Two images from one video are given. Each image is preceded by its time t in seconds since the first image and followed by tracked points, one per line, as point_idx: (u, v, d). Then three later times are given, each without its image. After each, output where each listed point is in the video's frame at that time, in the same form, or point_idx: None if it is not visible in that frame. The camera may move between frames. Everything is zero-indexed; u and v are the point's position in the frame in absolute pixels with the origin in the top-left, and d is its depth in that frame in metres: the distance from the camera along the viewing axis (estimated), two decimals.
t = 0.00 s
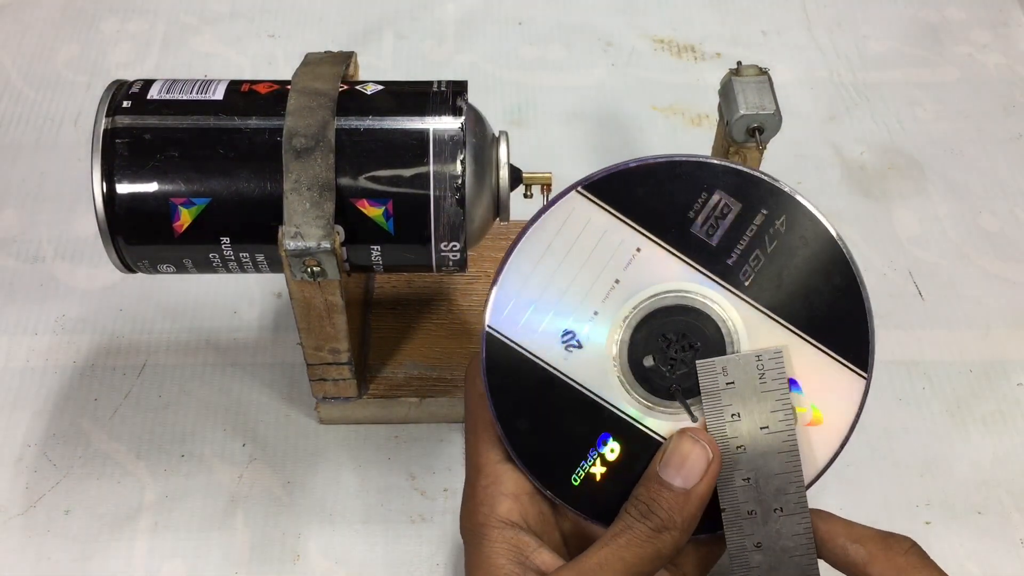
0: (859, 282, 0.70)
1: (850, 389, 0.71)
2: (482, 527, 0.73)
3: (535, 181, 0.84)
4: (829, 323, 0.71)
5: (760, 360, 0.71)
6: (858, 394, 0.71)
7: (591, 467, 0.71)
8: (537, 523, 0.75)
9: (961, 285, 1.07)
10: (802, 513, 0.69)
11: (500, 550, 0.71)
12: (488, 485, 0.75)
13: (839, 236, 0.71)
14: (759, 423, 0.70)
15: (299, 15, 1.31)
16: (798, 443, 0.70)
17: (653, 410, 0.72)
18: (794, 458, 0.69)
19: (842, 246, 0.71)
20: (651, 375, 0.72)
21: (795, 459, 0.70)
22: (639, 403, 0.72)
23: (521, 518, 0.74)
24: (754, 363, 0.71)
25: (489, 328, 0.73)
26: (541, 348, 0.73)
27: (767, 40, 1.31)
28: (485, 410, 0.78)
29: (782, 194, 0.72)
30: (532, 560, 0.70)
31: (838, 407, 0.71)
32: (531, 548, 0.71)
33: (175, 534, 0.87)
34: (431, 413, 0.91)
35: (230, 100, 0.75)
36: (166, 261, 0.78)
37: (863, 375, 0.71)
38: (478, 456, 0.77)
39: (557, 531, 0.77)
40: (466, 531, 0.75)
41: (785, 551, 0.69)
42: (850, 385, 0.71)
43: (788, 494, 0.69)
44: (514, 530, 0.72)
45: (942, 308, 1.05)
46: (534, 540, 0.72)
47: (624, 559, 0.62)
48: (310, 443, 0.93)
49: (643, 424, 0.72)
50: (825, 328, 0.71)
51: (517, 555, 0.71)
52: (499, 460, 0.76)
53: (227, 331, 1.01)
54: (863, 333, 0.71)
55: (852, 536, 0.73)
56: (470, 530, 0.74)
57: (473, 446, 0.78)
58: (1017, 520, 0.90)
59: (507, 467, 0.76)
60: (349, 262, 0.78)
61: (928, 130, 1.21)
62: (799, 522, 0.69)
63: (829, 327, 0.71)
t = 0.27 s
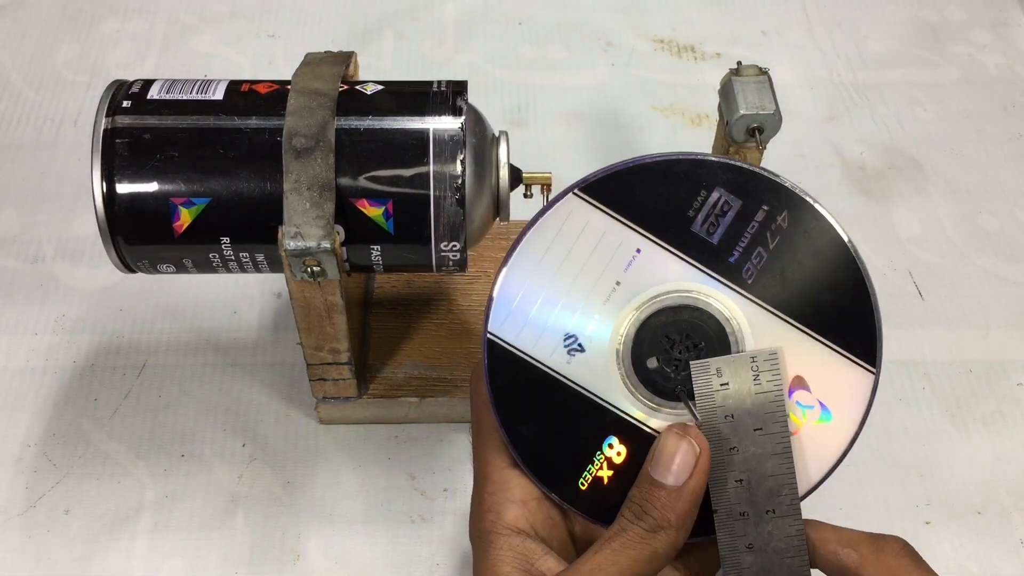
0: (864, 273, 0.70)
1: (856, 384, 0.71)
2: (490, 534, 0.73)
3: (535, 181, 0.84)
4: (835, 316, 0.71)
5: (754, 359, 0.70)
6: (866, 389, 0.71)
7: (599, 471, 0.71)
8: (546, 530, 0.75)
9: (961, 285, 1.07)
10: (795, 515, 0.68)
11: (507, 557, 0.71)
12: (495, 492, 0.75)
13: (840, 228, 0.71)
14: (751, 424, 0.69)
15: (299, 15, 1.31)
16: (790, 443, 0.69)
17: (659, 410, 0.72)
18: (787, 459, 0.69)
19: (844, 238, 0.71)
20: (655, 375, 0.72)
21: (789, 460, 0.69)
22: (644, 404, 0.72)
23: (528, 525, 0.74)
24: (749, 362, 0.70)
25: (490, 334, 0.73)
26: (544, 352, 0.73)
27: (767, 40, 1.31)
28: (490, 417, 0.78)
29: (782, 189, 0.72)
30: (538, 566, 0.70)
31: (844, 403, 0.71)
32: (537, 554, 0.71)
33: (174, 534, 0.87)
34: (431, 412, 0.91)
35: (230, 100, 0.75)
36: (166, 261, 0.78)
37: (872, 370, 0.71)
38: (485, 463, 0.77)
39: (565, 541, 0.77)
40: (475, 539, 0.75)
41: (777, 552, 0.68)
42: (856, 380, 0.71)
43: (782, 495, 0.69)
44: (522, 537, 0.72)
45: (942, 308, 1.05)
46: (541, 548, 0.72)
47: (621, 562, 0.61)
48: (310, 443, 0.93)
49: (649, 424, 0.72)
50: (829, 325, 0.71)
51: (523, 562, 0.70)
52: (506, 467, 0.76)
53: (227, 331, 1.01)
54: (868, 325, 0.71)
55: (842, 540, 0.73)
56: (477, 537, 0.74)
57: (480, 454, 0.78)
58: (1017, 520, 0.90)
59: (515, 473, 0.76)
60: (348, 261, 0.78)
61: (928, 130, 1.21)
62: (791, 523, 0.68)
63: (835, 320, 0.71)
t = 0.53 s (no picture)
0: (864, 262, 0.71)
1: (859, 374, 0.72)
2: (499, 534, 0.73)
3: (535, 181, 0.84)
4: (837, 305, 0.72)
5: (754, 357, 0.71)
6: (870, 379, 0.71)
7: (606, 467, 0.71)
8: (555, 528, 0.75)
9: (961, 285, 1.07)
10: (792, 512, 0.69)
11: (516, 557, 0.70)
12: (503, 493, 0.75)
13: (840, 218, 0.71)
14: (750, 421, 0.70)
15: (299, 15, 1.31)
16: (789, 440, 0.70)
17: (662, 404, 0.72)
18: (786, 456, 0.69)
19: (843, 227, 0.71)
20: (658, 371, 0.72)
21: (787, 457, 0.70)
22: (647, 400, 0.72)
23: (537, 525, 0.74)
24: (748, 359, 0.71)
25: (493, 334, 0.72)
26: (548, 350, 0.73)
27: (767, 40, 1.31)
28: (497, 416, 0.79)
29: (782, 179, 0.72)
30: (546, 564, 0.70)
31: (847, 393, 0.72)
32: (546, 553, 0.71)
33: (175, 534, 0.87)
34: (431, 413, 0.91)
35: (230, 100, 0.75)
36: (166, 261, 0.78)
37: (875, 358, 0.71)
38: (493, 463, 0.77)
39: (575, 542, 0.76)
40: (484, 540, 0.74)
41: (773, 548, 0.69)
42: (859, 369, 0.72)
43: (779, 493, 0.69)
44: (531, 536, 0.72)
45: (942, 308, 1.05)
46: (549, 547, 0.71)
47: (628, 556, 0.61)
48: (311, 443, 0.93)
49: (654, 418, 0.72)
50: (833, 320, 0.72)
51: (532, 561, 0.70)
52: (513, 465, 0.76)
53: (227, 331, 1.01)
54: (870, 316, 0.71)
55: (836, 537, 0.74)
56: (487, 536, 0.74)
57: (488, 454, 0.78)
58: (1017, 520, 0.90)
59: (523, 472, 0.76)
60: (348, 261, 0.78)
61: (928, 130, 1.21)
62: (789, 520, 0.69)
63: (836, 308, 0.72)
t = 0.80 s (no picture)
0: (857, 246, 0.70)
1: (857, 361, 0.71)
2: (498, 527, 0.73)
3: (535, 181, 0.84)
4: (831, 291, 0.71)
5: (749, 347, 0.70)
6: (869, 365, 0.70)
7: (604, 458, 0.71)
8: (553, 518, 0.76)
9: (961, 285, 1.07)
10: (787, 502, 0.69)
11: (516, 549, 0.71)
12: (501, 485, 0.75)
13: (830, 203, 0.71)
14: (744, 412, 0.69)
15: (299, 15, 1.31)
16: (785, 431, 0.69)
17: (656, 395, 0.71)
18: (781, 446, 0.69)
19: (834, 212, 0.71)
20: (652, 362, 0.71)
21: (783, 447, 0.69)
22: (642, 390, 0.71)
23: (536, 516, 0.74)
24: (743, 350, 0.70)
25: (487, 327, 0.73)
26: (541, 343, 0.73)
27: (767, 40, 1.31)
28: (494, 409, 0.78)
29: (772, 168, 0.71)
30: (546, 556, 0.70)
31: (846, 379, 0.71)
32: (546, 545, 0.71)
33: (175, 534, 0.87)
34: (431, 412, 0.91)
35: (230, 100, 0.75)
36: (166, 260, 0.78)
37: (873, 345, 0.70)
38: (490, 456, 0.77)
39: (576, 534, 0.77)
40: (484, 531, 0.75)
41: (768, 539, 0.69)
42: (857, 356, 0.71)
43: (773, 483, 0.69)
44: (531, 528, 0.72)
45: (942, 308, 1.05)
46: (549, 538, 0.72)
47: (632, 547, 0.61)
48: (310, 443, 0.93)
49: (646, 406, 0.71)
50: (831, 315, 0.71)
51: (532, 553, 0.70)
52: (511, 458, 0.76)
53: (227, 331, 1.01)
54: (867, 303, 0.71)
55: (823, 520, 0.73)
56: (487, 528, 0.74)
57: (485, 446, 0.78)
58: (1017, 520, 0.90)
59: (522, 464, 0.76)
60: (348, 261, 0.78)
61: (928, 130, 1.21)
62: (783, 511, 0.69)
63: (830, 294, 0.71)
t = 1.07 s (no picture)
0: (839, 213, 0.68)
1: (845, 328, 0.68)
2: (492, 507, 0.72)
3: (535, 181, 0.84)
4: (816, 258, 0.69)
5: (735, 315, 0.68)
6: (857, 332, 0.68)
7: (597, 434, 0.69)
8: (549, 499, 0.75)
9: (961, 285, 1.07)
10: (774, 468, 0.67)
11: (509, 529, 0.70)
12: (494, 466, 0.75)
13: (811, 169, 0.69)
14: (732, 377, 0.67)
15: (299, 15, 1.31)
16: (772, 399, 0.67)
17: (646, 371, 0.69)
18: (768, 414, 0.66)
19: (814, 179, 0.69)
20: (641, 337, 0.69)
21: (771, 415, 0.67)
22: (632, 366, 0.69)
23: (530, 496, 0.74)
24: (729, 318, 0.68)
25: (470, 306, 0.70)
26: (525, 321, 0.70)
27: (767, 40, 1.31)
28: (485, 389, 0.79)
29: (750, 138, 0.70)
30: (541, 534, 0.69)
31: (836, 347, 0.69)
32: (540, 523, 0.70)
33: (175, 534, 0.87)
34: (431, 413, 0.91)
35: (230, 100, 0.75)
36: (166, 260, 0.78)
37: (861, 311, 0.68)
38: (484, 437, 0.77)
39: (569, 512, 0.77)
40: (480, 515, 0.74)
41: (754, 504, 0.67)
42: (845, 323, 0.68)
43: (762, 449, 0.67)
44: (524, 507, 0.72)
45: (942, 308, 1.05)
46: (544, 517, 0.71)
47: (622, 526, 0.59)
48: (310, 443, 0.93)
49: (630, 379, 0.69)
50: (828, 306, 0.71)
51: (526, 532, 0.69)
52: (503, 438, 0.76)
53: (227, 331, 1.01)
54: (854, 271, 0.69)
55: (808, 482, 0.71)
56: (482, 511, 0.74)
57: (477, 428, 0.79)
58: (1017, 520, 0.90)
59: (513, 444, 0.76)
60: (348, 261, 0.78)
61: (928, 130, 1.21)
62: (771, 477, 0.66)
63: (820, 265, 0.69)
